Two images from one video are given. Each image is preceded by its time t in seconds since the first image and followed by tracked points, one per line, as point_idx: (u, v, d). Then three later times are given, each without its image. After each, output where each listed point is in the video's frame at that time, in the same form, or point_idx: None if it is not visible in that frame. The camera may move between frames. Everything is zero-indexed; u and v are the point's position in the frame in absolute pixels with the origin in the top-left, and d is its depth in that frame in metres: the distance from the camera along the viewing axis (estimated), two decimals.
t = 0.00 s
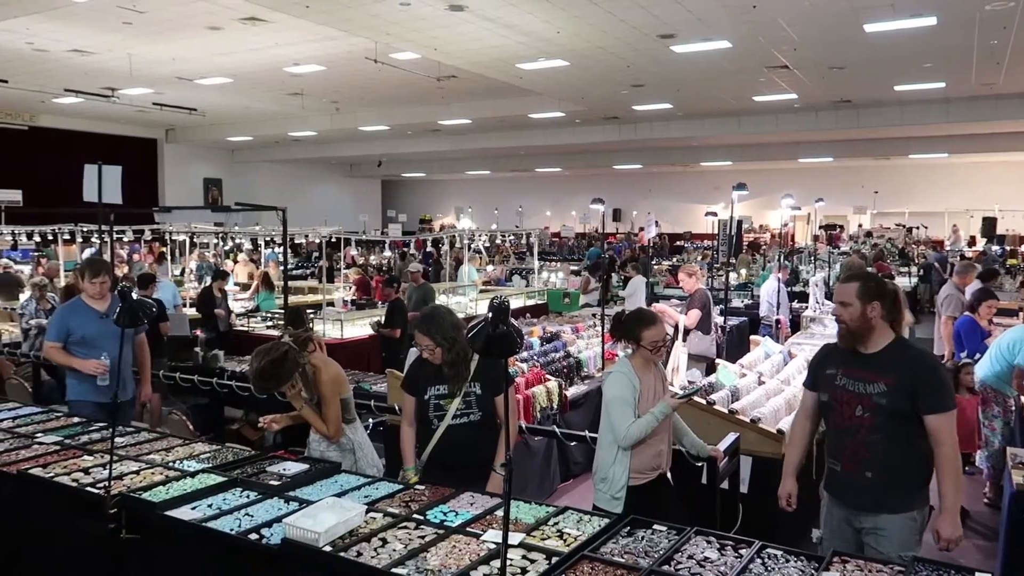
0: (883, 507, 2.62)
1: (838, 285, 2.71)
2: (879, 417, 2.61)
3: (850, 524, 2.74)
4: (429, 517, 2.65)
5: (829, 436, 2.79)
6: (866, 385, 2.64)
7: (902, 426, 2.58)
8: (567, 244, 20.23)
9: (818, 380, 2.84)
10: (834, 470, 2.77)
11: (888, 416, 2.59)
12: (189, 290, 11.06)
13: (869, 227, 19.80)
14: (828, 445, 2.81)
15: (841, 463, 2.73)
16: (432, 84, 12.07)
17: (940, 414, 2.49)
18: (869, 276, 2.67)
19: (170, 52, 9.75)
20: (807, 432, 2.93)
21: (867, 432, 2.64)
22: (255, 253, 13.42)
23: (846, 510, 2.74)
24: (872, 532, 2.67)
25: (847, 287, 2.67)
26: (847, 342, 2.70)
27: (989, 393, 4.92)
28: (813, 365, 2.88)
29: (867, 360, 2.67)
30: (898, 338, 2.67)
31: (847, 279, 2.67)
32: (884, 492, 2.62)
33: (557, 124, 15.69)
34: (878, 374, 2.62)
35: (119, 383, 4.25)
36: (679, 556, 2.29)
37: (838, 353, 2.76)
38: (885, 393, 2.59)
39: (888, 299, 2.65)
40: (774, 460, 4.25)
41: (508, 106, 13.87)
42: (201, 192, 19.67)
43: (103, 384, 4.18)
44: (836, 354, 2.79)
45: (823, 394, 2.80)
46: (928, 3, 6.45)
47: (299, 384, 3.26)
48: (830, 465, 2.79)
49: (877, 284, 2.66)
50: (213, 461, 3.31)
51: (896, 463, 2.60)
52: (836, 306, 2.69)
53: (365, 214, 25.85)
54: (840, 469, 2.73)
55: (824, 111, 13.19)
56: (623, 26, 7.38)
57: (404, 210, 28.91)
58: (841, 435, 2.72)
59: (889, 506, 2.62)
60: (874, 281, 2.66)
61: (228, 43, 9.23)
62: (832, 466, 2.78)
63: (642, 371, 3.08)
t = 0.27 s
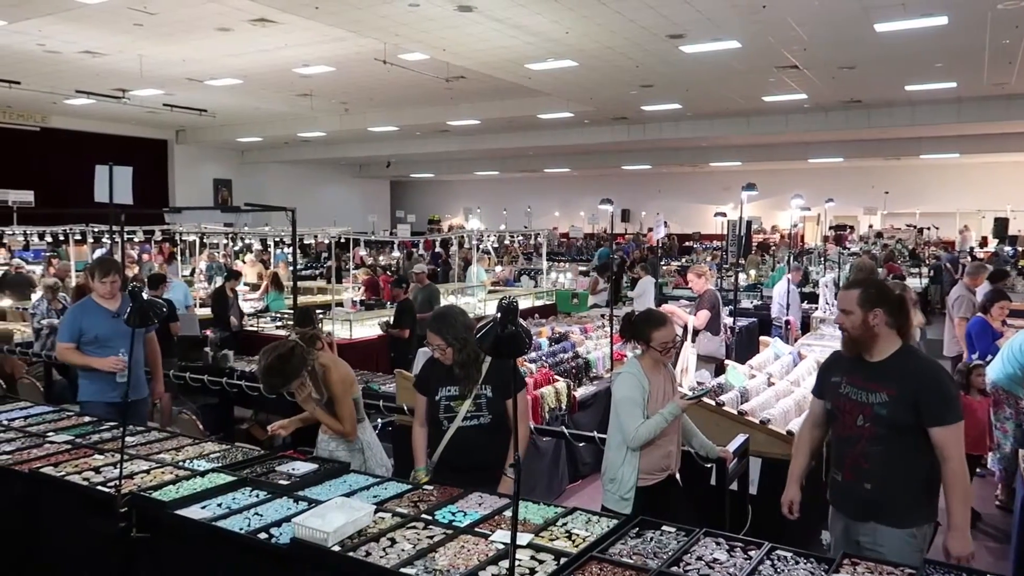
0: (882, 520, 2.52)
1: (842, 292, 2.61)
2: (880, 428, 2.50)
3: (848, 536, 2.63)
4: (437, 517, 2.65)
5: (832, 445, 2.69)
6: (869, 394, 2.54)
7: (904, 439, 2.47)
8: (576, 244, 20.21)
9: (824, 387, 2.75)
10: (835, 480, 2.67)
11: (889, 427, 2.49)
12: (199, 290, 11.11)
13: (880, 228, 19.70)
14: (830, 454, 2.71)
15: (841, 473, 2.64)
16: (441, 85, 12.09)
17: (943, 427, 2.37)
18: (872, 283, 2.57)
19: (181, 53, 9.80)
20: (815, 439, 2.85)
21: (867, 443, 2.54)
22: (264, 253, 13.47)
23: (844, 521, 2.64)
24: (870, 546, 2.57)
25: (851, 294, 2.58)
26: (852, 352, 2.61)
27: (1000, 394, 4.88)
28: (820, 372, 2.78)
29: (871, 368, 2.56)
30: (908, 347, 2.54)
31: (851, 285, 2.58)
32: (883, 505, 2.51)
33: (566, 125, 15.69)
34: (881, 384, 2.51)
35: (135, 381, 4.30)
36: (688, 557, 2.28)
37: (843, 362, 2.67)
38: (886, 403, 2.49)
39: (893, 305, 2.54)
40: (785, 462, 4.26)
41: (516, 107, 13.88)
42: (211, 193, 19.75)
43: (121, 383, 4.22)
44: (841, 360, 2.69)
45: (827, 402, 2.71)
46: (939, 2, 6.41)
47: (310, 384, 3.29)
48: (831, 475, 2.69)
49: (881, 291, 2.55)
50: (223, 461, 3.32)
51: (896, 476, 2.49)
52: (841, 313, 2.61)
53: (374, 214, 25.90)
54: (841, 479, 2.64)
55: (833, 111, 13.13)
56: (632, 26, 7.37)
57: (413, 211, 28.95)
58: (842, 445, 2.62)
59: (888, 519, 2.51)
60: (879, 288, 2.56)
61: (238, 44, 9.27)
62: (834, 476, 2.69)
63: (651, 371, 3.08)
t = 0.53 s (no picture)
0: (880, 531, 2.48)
1: (846, 298, 2.57)
2: (880, 437, 2.46)
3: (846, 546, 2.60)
4: (446, 518, 2.65)
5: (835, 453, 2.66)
6: (870, 403, 2.50)
7: (904, 449, 2.43)
8: (585, 245, 20.19)
9: (830, 394, 2.71)
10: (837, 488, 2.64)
11: (889, 437, 2.45)
12: (209, 290, 11.16)
13: (890, 228, 19.59)
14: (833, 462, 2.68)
15: (842, 481, 2.60)
16: (450, 86, 12.11)
17: (942, 440, 2.32)
18: (876, 289, 2.52)
19: (191, 54, 9.85)
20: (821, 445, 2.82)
21: (867, 451, 2.50)
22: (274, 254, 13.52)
23: (843, 529, 2.61)
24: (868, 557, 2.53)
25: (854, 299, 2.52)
26: (858, 360, 2.56)
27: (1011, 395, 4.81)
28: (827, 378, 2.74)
29: (875, 375, 2.51)
30: (915, 353, 2.47)
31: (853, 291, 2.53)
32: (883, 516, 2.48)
33: (575, 125, 15.68)
34: (882, 392, 2.46)
35: (151, 381, 4.33)
36: (697, 558, 2.28)
37: (849, 369, 2.61)
38: (886, 412, 2.45)
39: (898, 311, 2.48)
40: (795, 463, 4.22)
41: (525, 107, 13.89)
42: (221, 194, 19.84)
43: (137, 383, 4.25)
44: (848, 366, 2.64)
45: (832, 408, 2.67)
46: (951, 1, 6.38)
47: (320, 382, 3.31)
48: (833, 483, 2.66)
49: (885, 297, 2.50)
50: (232, 460, 3.33)
51: (895, 486, 2.45)
52: (844, 320, 2.56)
53: (383, 215, 25.95)
54: (842, 487, 2.60)
55: (843, 110, 13.07)
56: (641, 26, 7.36)
57: (421, 211, 28.99)
58: (843, 452, 2.59)
59: (887, 531, 2.47)
60: (883, 294, 2.51)
61: (248, 46, 9.31)
62: (837, 484, 2.66)
63: (660, 372, 3.07)
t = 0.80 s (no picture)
0: (874, 533, 2.45)
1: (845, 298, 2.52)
2: (875, 438, 2.42)
3: (842, 547, 2.57)
4: (455, 518, 2.65)
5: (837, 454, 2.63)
6: (867, 403, 2.45)
7: (898, 452, 2.38)
8: (594, 245, 20.17)
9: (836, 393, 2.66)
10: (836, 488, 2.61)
11: (883, 439, 2.40)
12: (219, 290, 11.21)
13: (901, 229, 19.49)
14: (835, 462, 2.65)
15: (841, 482, 2.57)
16: (459, 86, 12.13)
17: (930, 443, 2.26)
18: (876, 287, 2.46)
19: (202, 56, 9.89)
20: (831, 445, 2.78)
21: (862, 453, 2.47)
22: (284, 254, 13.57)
23: (840, 529, 2.59)
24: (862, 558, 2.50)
25: (852, 300, 2.47)
26: (859, 361, 2.50)
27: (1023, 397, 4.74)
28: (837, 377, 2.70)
29: (874, 377, 2.46)
30: (916, 353, 2.40)
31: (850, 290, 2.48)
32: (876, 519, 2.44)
33: (585, 125, 15.67)
34: (878, 393, 2.42)
35: (166, 381, 4.36)
36: (706, 560, 2.27)
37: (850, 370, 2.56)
38: (880, 414, 2.40)
39: (898, 311, 2.42)
40: (805, 464, 4.20)
41: (535, 108, 13.89)
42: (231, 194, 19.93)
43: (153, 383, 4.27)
44: (850, 366, 2.59)
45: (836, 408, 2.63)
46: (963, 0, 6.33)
47: (330, 382, 3.32)
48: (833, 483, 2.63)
49: (885, 295, 2.43)
50: (242, 460, 3.34)
51: (888, 489, 2.41)
52: (843, 320, 2.51)
53: (392, 215, 26.00)
54: (840, 488, 2.58)
55: (854, 110, 12.99)
56: (651, 27, 7.35)
57: (431, 212, 29.04)
58: (842, 454, 2.56)
59: (880, 534, 2.44)
60: (883, 293, 2.44)
61: (258, 47, 9.35)
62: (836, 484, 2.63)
63: (670, 373, 3.06)
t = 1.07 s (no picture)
0: (860, 533, 2.44)
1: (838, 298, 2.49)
2: (862, 439, 2.41)
3: (832, 547, 2.57)
4: (462, 517, 2.65)
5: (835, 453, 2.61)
6: (857, 404, 2.43)
7: (881, 454, 2.37)
8: (602, 245, 20.16)
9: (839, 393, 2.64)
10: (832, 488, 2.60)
11: (869, 440, 2.39)
12: (228, 289, 11.25)
13: (911, 228, 19.40)
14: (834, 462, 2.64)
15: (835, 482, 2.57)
16: (468, 86, 12.14)
17: (907, 445, 2.24)
18: (867, 286, 2.42)
19: (211, 56, 9.93)
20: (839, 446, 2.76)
21: (851, 454, 2.46)
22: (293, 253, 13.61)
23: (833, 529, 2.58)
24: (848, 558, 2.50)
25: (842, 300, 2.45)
26: (852, 362, 2.48)
27: None
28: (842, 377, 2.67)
29: (865, 378, 2.43)
30: (909, 353, 2.36)
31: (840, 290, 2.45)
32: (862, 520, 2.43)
33: (593, 124, 15.66)
34: (866, 394, 2.40)
35: (179, 381, 4.38)
36: (715, 560, 2.26)
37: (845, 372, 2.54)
38: (867, 415, 2.38)
39: (888, 312, 2.38)
40: (814, 464, 4.18)
41: (543, 107, 13.88)
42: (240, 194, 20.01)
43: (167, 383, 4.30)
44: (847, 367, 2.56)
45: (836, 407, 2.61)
46: None
47: (339, 379, 3.32)
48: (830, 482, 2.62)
49: (876, 295, 2.40)
50: (251, 458, 3.36)
51: (873, 490, 2.40)
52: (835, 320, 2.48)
53: (400, 214, 26.05)
54: (833, 487, 2.57)
55: (864, 109, 12.92)
56: (660, 25, 7.33)
57: (439, 211, 29.07)
58: (835, 453, 2.55)
59: (866, 534, 2.43)
60: (874, 292, 2.40)
61: (268, 47, 9.38)
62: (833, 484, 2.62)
63: (679, 372, 3.06)
